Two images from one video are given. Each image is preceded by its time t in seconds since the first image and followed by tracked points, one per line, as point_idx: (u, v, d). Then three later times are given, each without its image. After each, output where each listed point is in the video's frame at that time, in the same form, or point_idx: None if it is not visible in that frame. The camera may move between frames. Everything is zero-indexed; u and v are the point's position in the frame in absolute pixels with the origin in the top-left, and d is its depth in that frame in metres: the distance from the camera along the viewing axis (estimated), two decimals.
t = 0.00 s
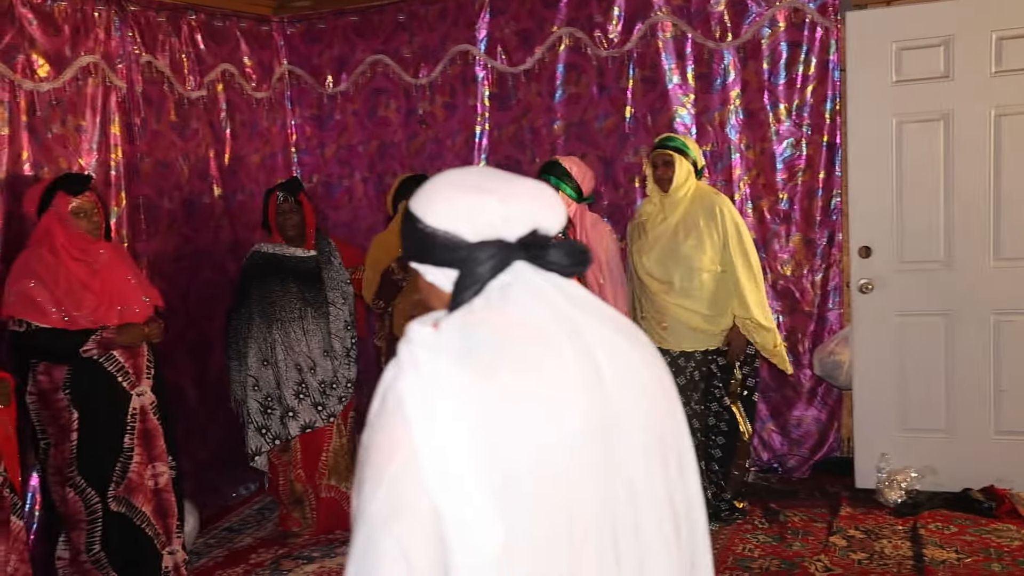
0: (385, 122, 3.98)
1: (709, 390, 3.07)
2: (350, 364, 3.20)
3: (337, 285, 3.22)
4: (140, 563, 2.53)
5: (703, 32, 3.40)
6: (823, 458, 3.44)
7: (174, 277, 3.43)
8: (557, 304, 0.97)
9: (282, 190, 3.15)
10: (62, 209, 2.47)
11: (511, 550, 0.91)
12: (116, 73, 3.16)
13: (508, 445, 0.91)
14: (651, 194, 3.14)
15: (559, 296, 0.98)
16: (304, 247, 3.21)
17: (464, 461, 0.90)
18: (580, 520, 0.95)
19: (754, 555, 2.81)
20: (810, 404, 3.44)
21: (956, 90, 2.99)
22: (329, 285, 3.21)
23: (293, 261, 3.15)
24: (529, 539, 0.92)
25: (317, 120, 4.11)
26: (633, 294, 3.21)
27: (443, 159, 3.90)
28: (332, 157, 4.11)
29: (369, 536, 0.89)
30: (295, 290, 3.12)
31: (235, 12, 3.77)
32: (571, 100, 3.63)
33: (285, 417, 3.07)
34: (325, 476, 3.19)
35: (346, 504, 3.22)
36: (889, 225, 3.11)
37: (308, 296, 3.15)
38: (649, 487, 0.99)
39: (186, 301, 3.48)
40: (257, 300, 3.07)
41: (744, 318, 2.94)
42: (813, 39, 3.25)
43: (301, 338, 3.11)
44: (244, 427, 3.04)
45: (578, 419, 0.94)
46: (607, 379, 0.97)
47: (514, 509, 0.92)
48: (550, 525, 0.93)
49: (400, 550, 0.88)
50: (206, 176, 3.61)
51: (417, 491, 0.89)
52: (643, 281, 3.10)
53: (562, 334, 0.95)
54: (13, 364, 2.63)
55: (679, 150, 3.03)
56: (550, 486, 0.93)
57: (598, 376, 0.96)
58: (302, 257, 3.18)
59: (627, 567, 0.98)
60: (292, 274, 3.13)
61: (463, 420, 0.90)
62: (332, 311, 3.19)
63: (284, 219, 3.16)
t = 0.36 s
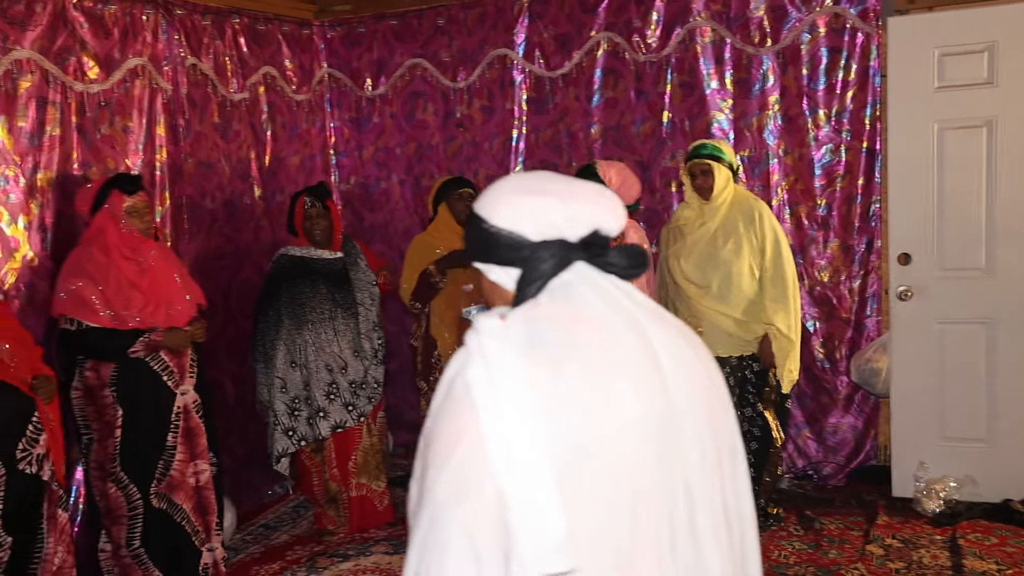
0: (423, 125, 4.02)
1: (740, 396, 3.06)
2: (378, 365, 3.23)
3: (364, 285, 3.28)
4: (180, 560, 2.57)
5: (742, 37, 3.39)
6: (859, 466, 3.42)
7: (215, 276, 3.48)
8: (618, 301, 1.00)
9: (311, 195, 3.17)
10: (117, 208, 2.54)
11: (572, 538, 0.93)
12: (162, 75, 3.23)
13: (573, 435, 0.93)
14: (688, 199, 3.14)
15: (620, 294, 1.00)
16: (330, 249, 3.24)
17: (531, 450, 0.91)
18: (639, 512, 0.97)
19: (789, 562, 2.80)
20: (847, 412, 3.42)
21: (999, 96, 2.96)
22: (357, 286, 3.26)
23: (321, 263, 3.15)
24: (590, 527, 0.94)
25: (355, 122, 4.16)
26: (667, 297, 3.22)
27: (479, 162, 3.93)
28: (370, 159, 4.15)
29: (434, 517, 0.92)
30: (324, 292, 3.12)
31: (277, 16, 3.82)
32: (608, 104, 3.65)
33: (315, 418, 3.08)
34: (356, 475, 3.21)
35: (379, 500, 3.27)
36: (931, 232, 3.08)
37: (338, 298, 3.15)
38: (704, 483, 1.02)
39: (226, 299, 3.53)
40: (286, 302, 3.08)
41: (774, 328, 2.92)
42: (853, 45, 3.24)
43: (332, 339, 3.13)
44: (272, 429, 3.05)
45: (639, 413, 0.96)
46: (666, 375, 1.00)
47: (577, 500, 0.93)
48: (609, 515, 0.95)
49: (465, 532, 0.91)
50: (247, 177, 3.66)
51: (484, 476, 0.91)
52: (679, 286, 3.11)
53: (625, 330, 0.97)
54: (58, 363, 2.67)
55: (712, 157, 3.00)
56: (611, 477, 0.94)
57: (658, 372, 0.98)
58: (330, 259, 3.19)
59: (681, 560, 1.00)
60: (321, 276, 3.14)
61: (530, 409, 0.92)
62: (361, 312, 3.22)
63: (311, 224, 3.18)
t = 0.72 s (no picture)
0: (436, 125, 4.03)
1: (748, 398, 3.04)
2: (387, 365, 3.24)
3: (374, 286, 3.29)
4: (201, 558, 2.59)
5: (757, 37, 3.39)
6: (873, 467, 3.40)
7: (229, 276, 3.50)
8: (647, 294, 1.02)
9: (323, 196, 3.17)
10: (152, 207, 2.56)
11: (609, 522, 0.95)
12: (178, 76, 3.25)
13: (611, 421, 0.94)
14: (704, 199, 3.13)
15: (648, 288, 1.03)
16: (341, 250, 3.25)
17: (571, 435, 0.93)
18: (674, 498, 0.98)
19: (803, 564, 2.79)
20: (861, 413, 3.41)
21: (1016, 97, 2.95)
22: (367, 287, 3.27)
23: (331, 263, 3.17)
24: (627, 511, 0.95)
25: (369, 123, 4.17)
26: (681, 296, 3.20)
27: (492, 162, 3.93)
28: (383, 160, 4.17)
29: (474, 500, 0.92)
30: (333, 291, 3.13)
31: (292, 17, 3.84)
32: (621, 105, 3.65)
33: (322, 417, 3.09)
34: (364, 475, 3.21)
35: (385, 501, 3.25)
36: (947, 235, 3.07)
37: (348, 297, 3.17)
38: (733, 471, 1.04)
39: (241, 299, 3.55)
40: (296, 302, 3.10)
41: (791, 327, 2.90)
42: (869, 45, 3.23)
43: (340, 338, 3.14)
44: (283, 429, 3.07)
45: (674, 401, 0.98)
46: (697, 366, 1.02)
47: (614, 485, 0.95)
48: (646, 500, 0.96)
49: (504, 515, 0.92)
50: (261, 177, 3.68)
51: (525, 460, 0.92)
52: (691, 285, 3.10)
53: (655, 321, 1.00)
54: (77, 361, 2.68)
55: (723, 165, 2.98)
56: (648, 463, 0.96)
57: (689, 363, 1.01)
58: (340, 259, 3.20)
59: (712, 548, 1.02)
60: (331, 275, 3.16)
61: (570, 394, 0.93)
62: (370, 311, 3.23)
63: (323, 225, 3.19)
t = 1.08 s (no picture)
0: (463, 125, 4.04)
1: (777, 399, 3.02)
2: (416, 363, 3.23)
3: (404, 283, 3.27)
4: (231, 553, 2.61)
5: (786, 35, 3.37)
6: (903, 469, 3.37)
7: (259, 274, 3.53)
8: (665, 291, 1.02)
9: (353, 195, 3.18)
10: (191, 206, 2.60)
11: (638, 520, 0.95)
12: (209, 76, 3.28)
13: (634, 421, 0.95)
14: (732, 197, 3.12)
15: (666, 286, 1.03)
16: (371, 248, 3.25)
17: (595, 436, 0.93)
18: (702, 495, 0.98)
19: (832, 565, 2.77)
20: (891, 415, 3.37)
21: None
22: (396, 284, 3.25)
23: (361, 261, 3.18)
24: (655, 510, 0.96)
25: (396, 123, 4.19)
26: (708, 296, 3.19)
27: (519, 162, 3.94)
28: (410, 159, 4.19)
29: (502, 506, 0.93)
30: (361, 290, 3.15)
31: (321, 17, 3.87)
32: (649, 104, 3.64)
33: (350, 415, 3.11)
34: (391, 471, 3.22)
35: (407, 499, 3.26)
36: (980, 234, 3.04)
37: (376, 296, 3.17)
38: (763, 465, 1.04)
39: (270, 298, 3.58)
40: (325, 300, 3.12)
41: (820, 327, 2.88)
42: (900, 43, 3.20)
43: (368, 336, 3.16)
44: (313, 428, 3.10)
45: (697, 398, 0.98)
46: (720, 361, 1.02)
47: (641, 485, 0.95)
48: (674, 498, 0.97)
49: (532, 520, 0.93)
50: (290, 177, 3.71)
51: (550, 464, 0.92)
52: (717, 285, 3.08)
53: (675, 318, 1.00)
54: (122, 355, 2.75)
55: (752, 160, 2.97)
56: (674, 461, 0.96)
57: (711, 358, 1.01)
58: (370, 257, 3.21)
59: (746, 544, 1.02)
60: (360, 273, 3.17)
61: (591, 396, 0.94)
62: (399, 309, 3.22)
63: (353, 224, 3.20)
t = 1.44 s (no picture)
0: (502, 122, 4.05)
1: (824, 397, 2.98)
2: (460, 361, 3.20)
3: (450, 282, 3.21)
4: (276, 546, 2.64)
5: (830, 30, 3.32)
6: (950, 470, 3.31)
7: (300, 271, 3.57)
8: (689, 294, 1.03)
9: (398, 193, 3.18)
10: (215, 201, 2.60)
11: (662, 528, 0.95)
12: (252, 75, 3.32)
13: (652, 425, 0.95)
14: (773, 195, 3.08)
15: (690, 287, 1.04)
16: (418, 245, 3.24)
17: (613, 443, 0.94)
18: (726, 500, 0.98)
19: (877, 567, 2.73)
20: (937, 415, 3.31)
21: None
22: (440, 282, 3.20)
23: (406, 259, 3.18)
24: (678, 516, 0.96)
25: (435, 121, 4.20)
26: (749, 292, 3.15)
27: (558, 159, 3.93)
28: (448, 157, 4.20)
29: (524, 516, 0.95)
30: (405, 287, 3.15)
31: (361, 16, 3.89)
32: (689, 100, 3.61)
33: (394, 411, 3.13)
34: (436, 468, 3.24)
35: (455, 495, 3.28)
36: None
37: (421, 294, 3.17)
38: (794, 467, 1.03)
39: (311, 294, 3.62)
40: (370, 298, 3.14)
41: (867, 327, 2.84)
42: (948, 36, 3.14)
43: (411, 334, 3.16)
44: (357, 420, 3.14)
45: (720, 403, 0.97)
46: (743, 359, 1.01)
47: (662, 491, 0.95)
48: (696, 503, 0.97)
49: (553, 529, 0.93)
50: (330, 174, 3.74)
51: (568, 473, 0.94)
52: (759, 283, 3.05)
53: (697, 321, 1.00)
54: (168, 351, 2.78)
55: (796, 154, 2.93)
56: (695, 466, 0.96)
57: (736, 360, 1.00)
58: (416, 254, 3.20)
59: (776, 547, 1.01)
60: (403, 270, 3.17)
61: (607, 404, 0.95)
62: (443, 307, 3.19)
63: (398, 222, 3.20)
